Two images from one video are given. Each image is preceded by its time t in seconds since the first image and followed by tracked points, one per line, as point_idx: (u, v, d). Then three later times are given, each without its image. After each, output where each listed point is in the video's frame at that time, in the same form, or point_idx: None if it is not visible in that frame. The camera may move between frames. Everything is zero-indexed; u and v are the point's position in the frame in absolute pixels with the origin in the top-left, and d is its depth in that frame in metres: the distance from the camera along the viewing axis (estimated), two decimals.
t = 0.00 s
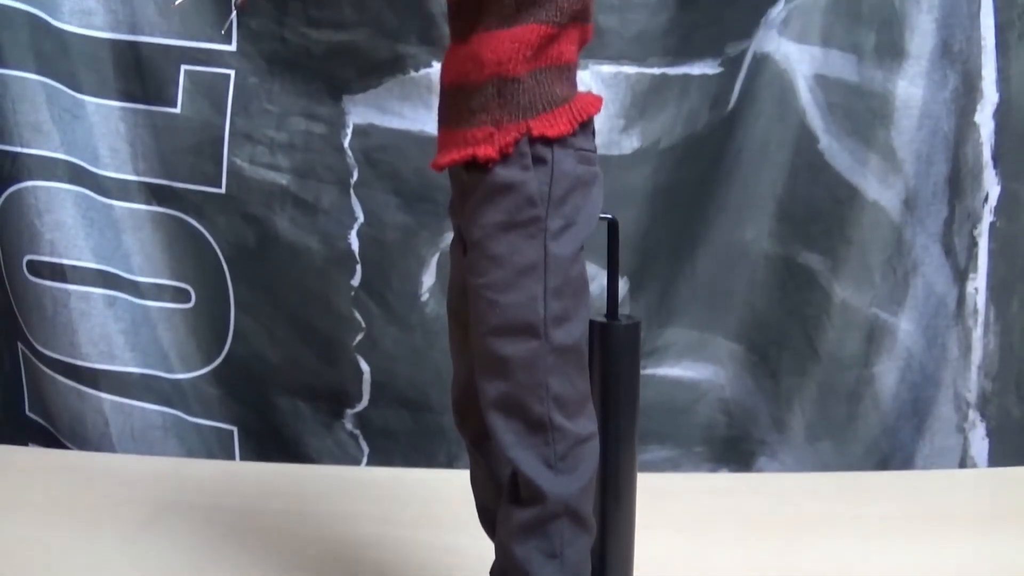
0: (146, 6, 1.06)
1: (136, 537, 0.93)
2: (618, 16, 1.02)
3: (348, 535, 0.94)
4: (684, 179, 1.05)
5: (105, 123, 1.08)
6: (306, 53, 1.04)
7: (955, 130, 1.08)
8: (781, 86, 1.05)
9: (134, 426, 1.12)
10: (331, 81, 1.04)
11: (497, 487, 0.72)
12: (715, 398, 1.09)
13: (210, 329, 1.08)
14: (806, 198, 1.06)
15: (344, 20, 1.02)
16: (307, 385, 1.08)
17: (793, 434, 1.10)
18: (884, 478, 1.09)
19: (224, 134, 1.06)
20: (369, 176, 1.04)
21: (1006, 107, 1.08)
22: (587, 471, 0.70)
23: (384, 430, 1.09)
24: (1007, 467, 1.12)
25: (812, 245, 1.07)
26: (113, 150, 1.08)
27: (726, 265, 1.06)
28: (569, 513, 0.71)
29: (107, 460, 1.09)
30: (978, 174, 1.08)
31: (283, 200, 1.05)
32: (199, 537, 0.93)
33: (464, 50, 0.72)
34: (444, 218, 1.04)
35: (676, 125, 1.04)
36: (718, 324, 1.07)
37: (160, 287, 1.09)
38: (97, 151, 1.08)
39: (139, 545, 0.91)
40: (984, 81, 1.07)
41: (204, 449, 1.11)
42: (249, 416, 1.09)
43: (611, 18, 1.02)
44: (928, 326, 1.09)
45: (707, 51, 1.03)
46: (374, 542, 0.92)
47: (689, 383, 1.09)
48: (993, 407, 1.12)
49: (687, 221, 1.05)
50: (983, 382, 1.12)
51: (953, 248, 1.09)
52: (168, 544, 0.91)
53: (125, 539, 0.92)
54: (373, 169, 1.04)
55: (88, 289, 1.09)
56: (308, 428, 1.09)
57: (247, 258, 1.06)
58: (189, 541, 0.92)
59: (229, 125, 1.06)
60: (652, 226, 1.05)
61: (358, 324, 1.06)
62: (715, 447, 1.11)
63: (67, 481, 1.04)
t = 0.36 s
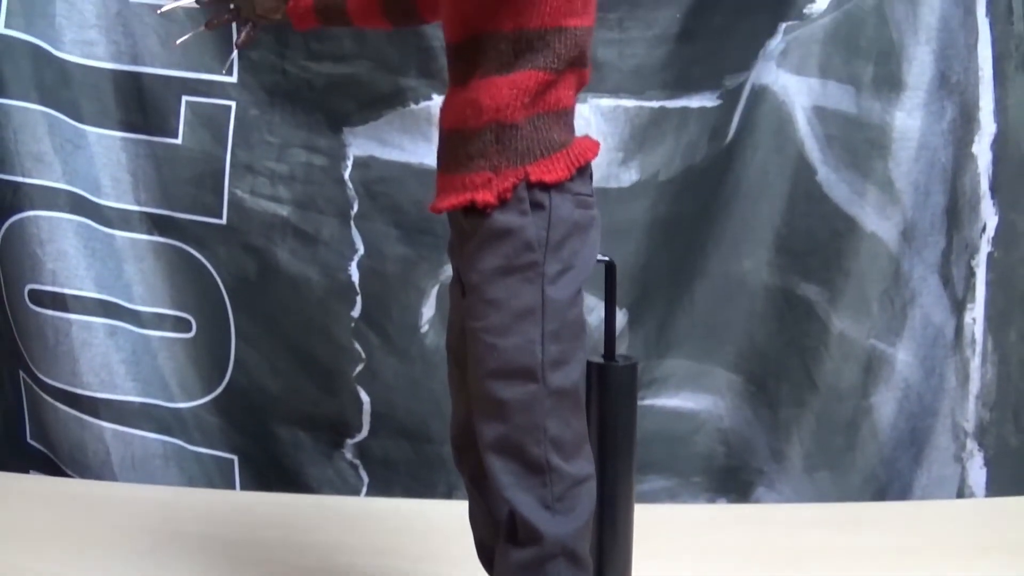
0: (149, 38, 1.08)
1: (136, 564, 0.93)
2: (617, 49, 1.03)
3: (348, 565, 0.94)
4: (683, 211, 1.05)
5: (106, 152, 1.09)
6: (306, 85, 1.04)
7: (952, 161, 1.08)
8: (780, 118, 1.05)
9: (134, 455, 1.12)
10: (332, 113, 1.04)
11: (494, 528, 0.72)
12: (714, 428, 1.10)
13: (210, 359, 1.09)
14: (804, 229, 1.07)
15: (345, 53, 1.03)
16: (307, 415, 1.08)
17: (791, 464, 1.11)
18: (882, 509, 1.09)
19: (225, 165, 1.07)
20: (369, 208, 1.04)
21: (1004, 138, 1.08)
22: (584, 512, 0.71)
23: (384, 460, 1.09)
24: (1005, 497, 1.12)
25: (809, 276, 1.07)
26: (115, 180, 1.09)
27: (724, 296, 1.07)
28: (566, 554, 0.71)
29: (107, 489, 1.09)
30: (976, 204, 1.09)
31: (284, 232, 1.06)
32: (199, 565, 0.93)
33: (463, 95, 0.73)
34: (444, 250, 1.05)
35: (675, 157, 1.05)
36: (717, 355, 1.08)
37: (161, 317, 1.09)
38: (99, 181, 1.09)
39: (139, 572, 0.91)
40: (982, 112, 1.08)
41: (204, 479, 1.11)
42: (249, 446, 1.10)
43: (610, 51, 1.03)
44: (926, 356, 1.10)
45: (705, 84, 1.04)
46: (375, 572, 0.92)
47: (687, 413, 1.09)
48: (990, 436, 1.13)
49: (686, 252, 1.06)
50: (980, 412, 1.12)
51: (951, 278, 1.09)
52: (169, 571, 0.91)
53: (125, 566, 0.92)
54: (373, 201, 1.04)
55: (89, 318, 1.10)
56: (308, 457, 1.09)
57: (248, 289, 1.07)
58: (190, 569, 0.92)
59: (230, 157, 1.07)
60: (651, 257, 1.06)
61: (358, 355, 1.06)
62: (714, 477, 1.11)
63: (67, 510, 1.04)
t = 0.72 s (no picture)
0: (152, 67, 1.08)
1: None
2: (619, 81, 1.05)
3: None
4: (684, 242, 1.06)
5: (110, 181, 1.10)
6: (309, 116, 1.05)
7: (953, 191, 1.09)
8: (781, 149, 1.06)
9: (136, 482, 1.13)
10: (334, 144, 1.05)
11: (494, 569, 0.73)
12: (714, 458, 1.10)
13: (213, 387, 1.09)
14: (805, 260, 1.07)
15: (348, 84, 1.04)
16: (309, 444, 1.09)
17: (792, 494, 1.11)
18: (883, 539, 1.09)
19: (228, 195, 1.08)
20: (372, 238, 1.05)
21: (1004, 168, 1.09)
22: (584, 554, 0.71)
23: (385, 489, 1.10)
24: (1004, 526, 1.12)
25: (810, 306, 1.08)
26: (118, 209, 1.10)
27: (725, 326, 1.07)
28: None
29: (110, 516, 1.10)
30: (976, 234, 1.09)
31: (287, 261, 1.06)
32: None
33: (465, 139, 0.73)
34: (446, 280, 1.05)
35: (676, 189, 1.06)
36: (717, 385, 1.09)
37: (164, 344, 1.10)
38: (103, 209, 1.10)
39: None
40: (982, 142, 1.08)
41: (205, 506, 1.12)
42: (251, 474, 1.10)
43: (612, 83, 1.05)
44: (926, 386, 1.10)
45: (706, 116, 1.05)
46: None
47: (688, 443, 1.10)
48: (990, 464, 1.13)
49: (687, 282, 1.06)
50: (980, 440, 1.12)
51: (951, 307, 1.10)
52: None
53: None
54: (375, 232, 1.05)
55: (93, 347, 1.10)
56: (310, 485, 1.10)
57: (251, 319, 1.08)
58: None
59: (233, 187, 1.07)
60: (651, 288, 1.06)
61: (360, 385, 1.07)
62: (714, 507, 1.12)
63: (69, 539, 1.04)
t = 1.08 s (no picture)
0: (153, 89, 1.09)
1: None
2: (620, 108, 1.05)
3: None
4: (684, 269, 1.06)
5: (111, 203, 1.10)
6: (310, 140, 1.05)
7: (953, 218, 1.09)
8: (781, 175, 1.06)
9: (135, 505, 1.12)
10: (335, 168, 1.05)
11: None
12: (713, 483, 1.10)
13: (213, 410, 1.10)
14: (805, 286, 1.08)
15: (349, 109, 1.04)
16: (308, 467, 1.09)
17: (790, 520, 1.11)
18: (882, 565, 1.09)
19: (229, 218, 1.08)
20: (372, 263, 1.05)
21: (1004, 195, 1.09)
22: None
23: (384, 513, 1.09)
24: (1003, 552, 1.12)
25: (810, 332, 1.08)
26: (119, 231, 1.10)
27: (724, 352, 1.08)
28: None
29: (108, 538, 1.10)
30: (975, 260, 1.09)
31: (287, 285, 1.07)
32: None
33: (465, 173, 0.73)
34: (445, 306, 1.05)
35: (677, 215, 1.06)
36: (716, 411, 1.09)
37: (164, 367, 1.10)
38: (103, 231, 1.10)
39: None
40: (982, 168, 1.08)
41: (204, 529, 1.12)
42: (250, 497, 1.10)
43: (612, 110, 1.05)
44: (925, 412, 1.10)
45: (706, 143, 1.05)
46: None
47: (687, 468, 1.10)
48: (989, 490, 1.13)
49: (687, 308, 1.07)
50: (979, 466, 1.12)
51: (950, 333, 1.10)
52: None
53: None
54: (375, 256, 1.05)
55: (92, 369, 1.10)
56: (309, 509, 1.10)
57: (251, 342, 1.08)
58: None
59: (233, 210, 1.08)
60: (651, 314, 1.07)
61: (360, 409, 1.07)
62: (713, 532, 1.12)
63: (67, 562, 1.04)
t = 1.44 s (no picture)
0: (157, 110, 1.09)
1: None
2: (622, 133, 1.05)
3: None
4: (686, 293, 1.06)
5: (114, 223, 1.10)
6: (314, 162, 1.06)
7: (954, 242, 1.09)
8: (783, 199, 1.07)
9: (136, 525, 1.12)
10: (338, 190, 1.06)
11: None
12: (714, 506, 1.11)
13: (215, 431, 1.10)
14: (806, 310, 1.08)
15: (353, 132, 1.04)
16: (309, 488, 1.09)
17: (792, 544, 1.11)
18: None
19: (232, 240, 1.08)
20: (375, 286, 1.06)
21: (1005, 221, 1.09)
22: None
23: (385, 535, 1.09)
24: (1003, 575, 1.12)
25: (811, 357, 1.09)
26: (122, 251, 1.10)
27: (726, 376, 1.08)
28: None
29: (110, 558, 1.10)
30: (976, 285, 1.10)
31: (289, 307, 1.07)
32: None
33: (471, 206, 0.73)
34: (447, 329, 1.06)
35: (679, 240, 1.06)
36: (718, 434, 1.09)
37: (166, 387, 1.10)
38: (106, 251, 1.10)
39: None
40: (983, 193, 1.09)
41: (205, 548, 1.11)
42: (251, 518, 1.10)
43: (615, 134, 1.05)
44: (926, 436, 1.11)
45: (708, 168, 1.05)
46: None
47: (688, 491, 1.11)
48: (989, 513, 1.13)
49: (688, 332, 1.07)
50: (979, 489, 1.12)
51: (951, 357, 1.10)
52: None
53: None
54: (378, 279, 1.06)
55: (94, 389, 1.10)
56: (310, 530, 1.10)
57: (253, 364, 1.08)
58: None
59: (236, 231, 1.08)
60: (653, 339, 1.07)
61: (361, 431, 1.07)
62: (714, 555, 1.12)
63: None
